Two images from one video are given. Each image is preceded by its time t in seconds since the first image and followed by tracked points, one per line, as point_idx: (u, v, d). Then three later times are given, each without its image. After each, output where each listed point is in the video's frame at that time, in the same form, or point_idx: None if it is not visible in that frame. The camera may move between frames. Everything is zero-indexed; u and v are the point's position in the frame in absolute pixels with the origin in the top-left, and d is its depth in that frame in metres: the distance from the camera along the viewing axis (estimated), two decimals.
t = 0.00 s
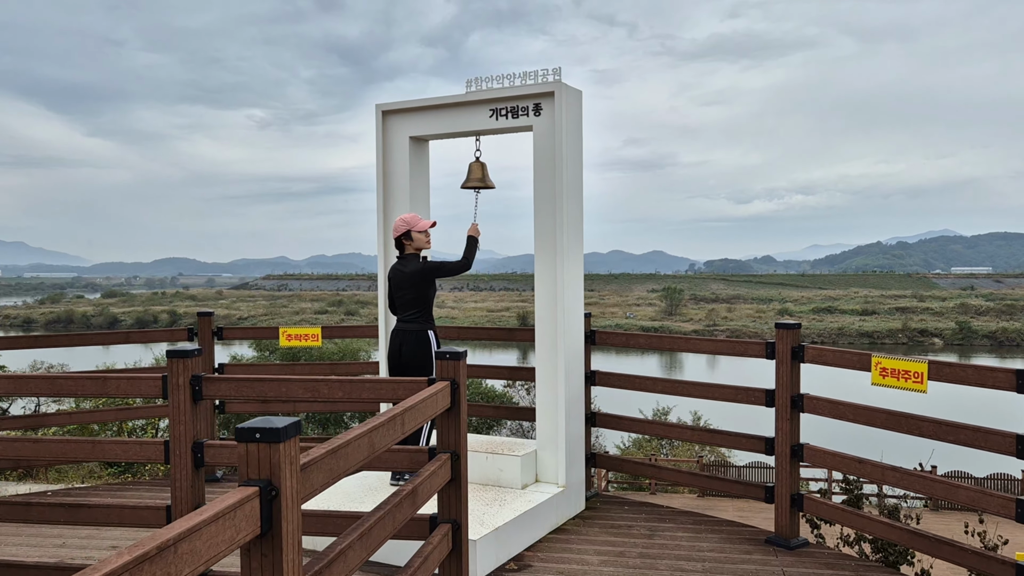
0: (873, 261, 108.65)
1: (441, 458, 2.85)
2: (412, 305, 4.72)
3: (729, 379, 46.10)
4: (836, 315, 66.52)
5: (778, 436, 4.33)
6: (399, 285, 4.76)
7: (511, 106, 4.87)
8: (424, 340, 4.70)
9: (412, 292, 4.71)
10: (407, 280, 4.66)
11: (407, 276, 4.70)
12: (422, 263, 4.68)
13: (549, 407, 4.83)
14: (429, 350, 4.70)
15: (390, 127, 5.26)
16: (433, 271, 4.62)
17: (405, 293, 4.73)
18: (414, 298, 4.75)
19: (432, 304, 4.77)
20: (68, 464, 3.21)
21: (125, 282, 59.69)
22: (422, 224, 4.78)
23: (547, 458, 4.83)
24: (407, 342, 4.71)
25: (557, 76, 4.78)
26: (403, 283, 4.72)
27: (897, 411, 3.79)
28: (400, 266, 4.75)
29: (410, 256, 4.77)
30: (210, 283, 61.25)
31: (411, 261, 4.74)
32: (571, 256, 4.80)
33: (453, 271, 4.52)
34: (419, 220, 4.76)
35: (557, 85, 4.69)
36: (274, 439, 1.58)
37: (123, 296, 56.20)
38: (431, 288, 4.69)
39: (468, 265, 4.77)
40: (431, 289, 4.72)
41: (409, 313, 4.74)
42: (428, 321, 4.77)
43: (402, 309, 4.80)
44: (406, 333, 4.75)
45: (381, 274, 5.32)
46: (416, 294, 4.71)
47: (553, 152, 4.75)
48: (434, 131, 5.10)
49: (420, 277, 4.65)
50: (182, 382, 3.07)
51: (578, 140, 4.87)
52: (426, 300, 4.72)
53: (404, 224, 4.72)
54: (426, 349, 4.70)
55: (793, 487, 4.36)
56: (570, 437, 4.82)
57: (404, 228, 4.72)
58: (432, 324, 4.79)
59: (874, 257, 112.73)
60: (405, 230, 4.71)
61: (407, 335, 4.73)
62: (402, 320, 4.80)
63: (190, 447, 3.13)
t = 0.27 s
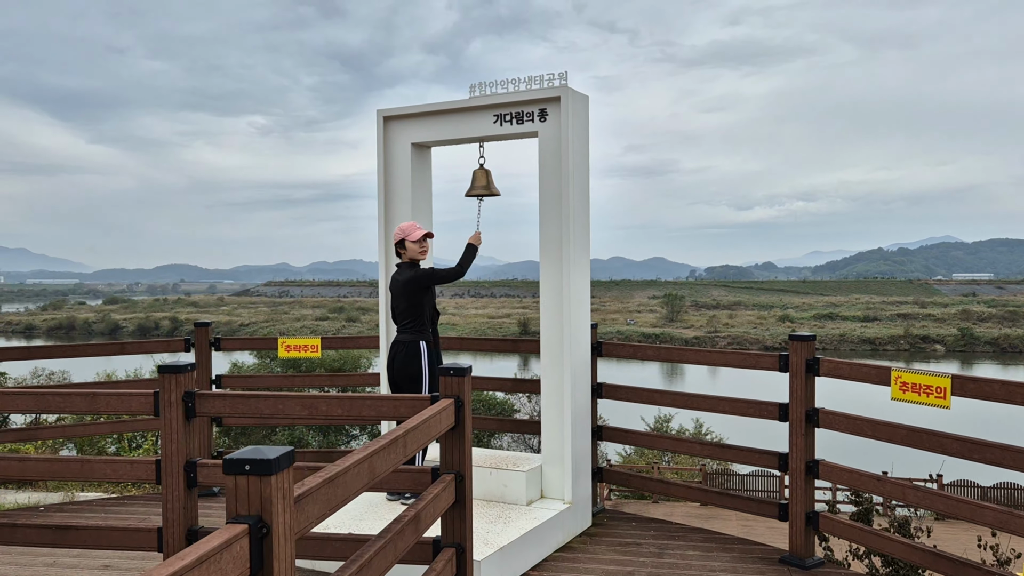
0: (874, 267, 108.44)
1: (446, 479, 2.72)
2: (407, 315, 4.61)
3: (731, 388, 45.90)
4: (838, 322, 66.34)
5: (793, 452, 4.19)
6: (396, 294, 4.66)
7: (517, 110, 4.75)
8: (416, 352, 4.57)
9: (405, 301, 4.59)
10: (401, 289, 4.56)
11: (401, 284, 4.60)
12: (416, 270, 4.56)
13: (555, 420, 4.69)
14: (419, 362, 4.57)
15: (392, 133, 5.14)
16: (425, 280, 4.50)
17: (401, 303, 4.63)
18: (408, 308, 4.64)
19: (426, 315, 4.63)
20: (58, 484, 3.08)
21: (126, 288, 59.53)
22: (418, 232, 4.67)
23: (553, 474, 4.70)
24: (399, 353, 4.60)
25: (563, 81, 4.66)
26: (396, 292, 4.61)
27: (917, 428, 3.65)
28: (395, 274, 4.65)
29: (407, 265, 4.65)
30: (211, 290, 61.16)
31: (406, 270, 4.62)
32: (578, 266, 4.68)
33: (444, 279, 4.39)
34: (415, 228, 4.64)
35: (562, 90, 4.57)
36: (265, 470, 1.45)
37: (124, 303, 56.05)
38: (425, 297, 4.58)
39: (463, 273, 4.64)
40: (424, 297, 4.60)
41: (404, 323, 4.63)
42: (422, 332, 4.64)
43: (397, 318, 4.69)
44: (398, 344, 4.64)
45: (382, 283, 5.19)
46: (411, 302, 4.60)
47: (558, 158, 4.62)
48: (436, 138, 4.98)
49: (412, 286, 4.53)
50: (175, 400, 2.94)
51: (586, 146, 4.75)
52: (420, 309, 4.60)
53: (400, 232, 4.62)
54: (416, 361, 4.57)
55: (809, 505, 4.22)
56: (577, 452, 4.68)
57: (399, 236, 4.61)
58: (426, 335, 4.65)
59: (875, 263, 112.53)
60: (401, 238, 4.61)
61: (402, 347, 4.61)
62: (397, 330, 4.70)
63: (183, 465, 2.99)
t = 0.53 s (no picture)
0: (877, 272, 108.12)
1: (441, 495, 2.59)
2: (403, 321, 4.48)
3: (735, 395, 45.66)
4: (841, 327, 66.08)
5: (804, 464, 4.03)
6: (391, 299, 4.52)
7: (517, 111, 4.62)
8: (410, 360, 4.43)
9: (401, 307, 4.46)
10: (398, 292, 4.42)
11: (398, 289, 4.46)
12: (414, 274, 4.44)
13: (556, 430, 4.55)
14: (414, 370, 4.42)
15: (389, 135, 5.02)
16: (421, 284, 4.37)
17: (397, 308, 4.49)
18: (403, 314, 4.50)
19: (422, 322, 4.49)
20: (35, 500, 2.93)
21: (130, 293, 59.70)
22: (415, 236, 4.54)
23: (554, 486, 4.56)
24: (393, 361, 4.47)
25: (565, 81, 4.52)
26: (392, 297, 4.48)
27: (934, 440, 3.50)
28: (391, 279, 4.51)
29: (403, 269, 4.53)
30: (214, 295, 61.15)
31: (403, 273, 4.49)
32: (579, 271, 4.54)
33: (442, 283, 4.26)
34: (412, 232, 4.51)
35: (564, 90, 4.44)
36: (233, 496, 1.30)
37: (127, 308, 55.97)
38: (422, 301, 4.45)
39: (462, 279, 4.51)
40: (421, 303, 4.47)
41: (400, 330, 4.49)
42: (418, 339, 4.50)
43: (392, 324, 4.56)
44: (392, 351, 4.51)
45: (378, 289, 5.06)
46: (408, 307, 4.46)
47: (560, 160, 4.49)
48: (435, 140, 4.86)
49: (408, 290, 4.39)
50: (158, 411, 2.80)
51: (588, 148, 4.62)
52: (417, 314, 4.47)
53: (398, 236, 4.49)
54: (411, 369, 4.42)
55: (819, 519, 4.08)
56: (579, 463, 4.54)
57: (396, 239, 4.48)
58: (421, 342, 4.51)
59: (877, 268, 112.16)
60: (399, 242, 4.49)
61: (398, 354, 4.47)
62: (392, 337, 4.57)
63: (166, 481, 2.84)
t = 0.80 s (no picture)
0: (881, 275, 107.39)
1: (427, 507, 2.48)
2: (400, 325, 4.35)
3: (740, 401, 45.47)
4: (846, 331, 65.81)
5: (811, 471, 3.90)
6: (387, 303, 4.40)
7: (514, 109, 4.51)
8: (408, 364, 4.30)
9: (398, 309, 4.34)
10: (397, 295, 4.30)
11: (396, 292, 4.34)
12: (412, 277, 4.33)
13: (555, 438, 4.42)
14: (411, 376, 4.30)
15: (383, 135, 4.91)
16: (421, 286, 4.26)
17: (394, 310, 4.37)
18: (400, 317, 4.38)
19: (420, 325, 4.37)
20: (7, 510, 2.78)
21: (134, 296, 59.85)
22: (413, 238, 4.43)
23: (552, 494, 4.43)
24: (389, 366, 4.34)
25: (564, 76, 4.41)
26: (389, 299, 4.37)
27: (947, 447, 3.37)
28: (387, 280, 4.40)
29: (400, 270, 4.40)
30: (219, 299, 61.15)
31: (401, 275, 4.37)
32: (579, 273, 4.42)
33: (441, 286, 4.16)
34: (410, 234, 4.40)
35: (563, 86, 4.33)
36: (185, 515, 1.19)
37: (132, 312, 55.96)
38: (422, 303, 4.33)
39: (461, 281, 4.39)
40: (418, 306, 4.36)
41: (397, 333, 4.37)
42: (414, 342, 4.37)
43: (388, 328, 4.44)
44: (388, 355, 4.38)
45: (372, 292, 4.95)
46: (406, 311, 4.34)
47: (559, 159, 4.37)
48: (431, 139, 4.75)
49: (407, 292, 4.28)
50: (136, 416, 2.67)
51: (588, 146, 4.51)
52: (415, 316, 4.35)
53: (396, 237, 4.38)
54: (408, 374, 4.31)
55: (827, 530, 3.95)
56: (579, 471, 4.41)
57: (393, 240, 4.38)
58: (418, 346, 4.39)
59: (882, 271, 111.65)
60: (397, 243, 4.37)
61: (393, 358, 4.36)
62: (388, 341, 4.44)
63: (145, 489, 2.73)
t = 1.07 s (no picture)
0: (890, 277, 106.54)
1: (414, 522, 2.37)
2: (399, 330, 4.25)
3: (748, 405, 45.21)
4: (856, 334, 65.34)
5: (819, 481, 3.77)
6: (386, 308, 4.28)
7: (513, 108, 4.40)
8: (407, 370, 4.19)
9: (397, 313, 4.23)
10: (398, 300, 4.19)
11: (396, 296, 4.23)
12: (412, 281, 4.22)
13: (555, 446, 4.30)
14: (408, 382, 4.19)
15: (380, 136, 4.81)
16: (420, 290, 4.15)
17: (394, 315, 4.26)
18: (399, 322, 4.27)
19: (420, 330, 4.26)
20: None
21: (144, 298, 60.20)
22: (412, 241, 4.33)
23: (552, 504, 4.31)
24: (387, 372, 4.22)
25: (565, 75, 4.30)
26: (388, 304, 4.26)
27: (961, 458, 3.23)
28: (386, 285, 4.29)
29: (400, 274, 4.30)
30: (227, 300, 61.23)
31: (402, 279, 4.27)
32: (579, 276, 4.30)
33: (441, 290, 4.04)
34: (410, 237, 4.30)
35: (563, 84, 4.21)
36: (124, 549, 1.08)
37: (141, 314, 56.13)
38: (423, 307, 4.23)
39: (461, 285, 4.29)
40: (417, 310, 4.25)
41: (396, 338, 4.25)
42: (413, 348, 4.26)
43: (385, 333, 4.33)
44: (386, 361, 4.26)
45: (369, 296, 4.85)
46: (406, 315, 4.23)
47: (559, 159, 4.26)
48: (429, 139, 4.64)
49: (407, 296, 4.18)
50: (113, 426, 2.57)
51: (588, 146, 4.39)
52: (415, 320, 4.25)
53: (395, 240, 4.27)
54: (408, 380, 4.19)
55: (835, 542, 3.81)
56: (579, 479, 4.29)
57: (392, 243, 4.27)
58: (417, 351, 4.28)
59: (892, 273, 110.85)
60: (396, 245, 4.26)
61: (391, 364, 4.24)
62: (386, 346, 4.32)
63: (124, 502, 2.62)
